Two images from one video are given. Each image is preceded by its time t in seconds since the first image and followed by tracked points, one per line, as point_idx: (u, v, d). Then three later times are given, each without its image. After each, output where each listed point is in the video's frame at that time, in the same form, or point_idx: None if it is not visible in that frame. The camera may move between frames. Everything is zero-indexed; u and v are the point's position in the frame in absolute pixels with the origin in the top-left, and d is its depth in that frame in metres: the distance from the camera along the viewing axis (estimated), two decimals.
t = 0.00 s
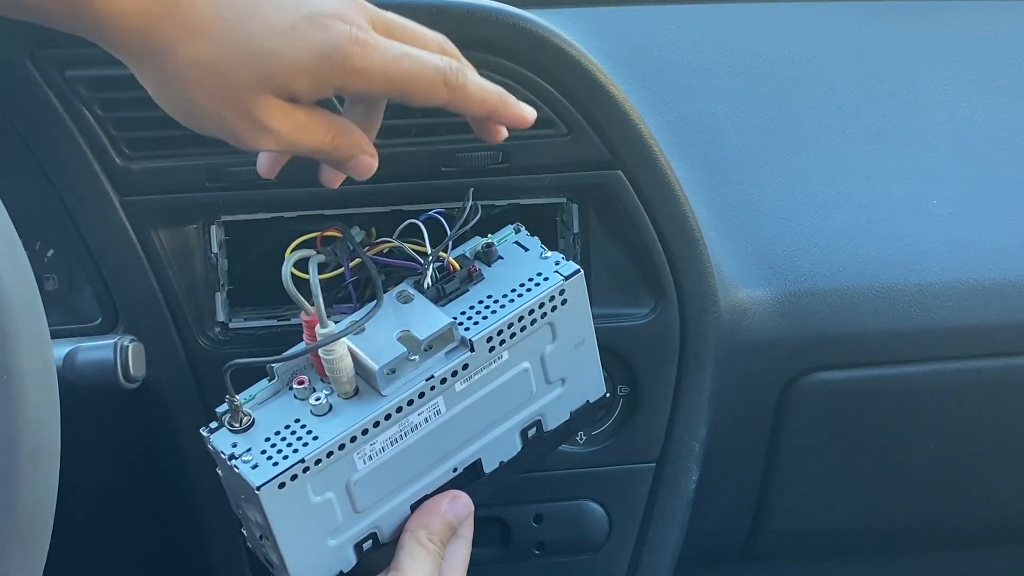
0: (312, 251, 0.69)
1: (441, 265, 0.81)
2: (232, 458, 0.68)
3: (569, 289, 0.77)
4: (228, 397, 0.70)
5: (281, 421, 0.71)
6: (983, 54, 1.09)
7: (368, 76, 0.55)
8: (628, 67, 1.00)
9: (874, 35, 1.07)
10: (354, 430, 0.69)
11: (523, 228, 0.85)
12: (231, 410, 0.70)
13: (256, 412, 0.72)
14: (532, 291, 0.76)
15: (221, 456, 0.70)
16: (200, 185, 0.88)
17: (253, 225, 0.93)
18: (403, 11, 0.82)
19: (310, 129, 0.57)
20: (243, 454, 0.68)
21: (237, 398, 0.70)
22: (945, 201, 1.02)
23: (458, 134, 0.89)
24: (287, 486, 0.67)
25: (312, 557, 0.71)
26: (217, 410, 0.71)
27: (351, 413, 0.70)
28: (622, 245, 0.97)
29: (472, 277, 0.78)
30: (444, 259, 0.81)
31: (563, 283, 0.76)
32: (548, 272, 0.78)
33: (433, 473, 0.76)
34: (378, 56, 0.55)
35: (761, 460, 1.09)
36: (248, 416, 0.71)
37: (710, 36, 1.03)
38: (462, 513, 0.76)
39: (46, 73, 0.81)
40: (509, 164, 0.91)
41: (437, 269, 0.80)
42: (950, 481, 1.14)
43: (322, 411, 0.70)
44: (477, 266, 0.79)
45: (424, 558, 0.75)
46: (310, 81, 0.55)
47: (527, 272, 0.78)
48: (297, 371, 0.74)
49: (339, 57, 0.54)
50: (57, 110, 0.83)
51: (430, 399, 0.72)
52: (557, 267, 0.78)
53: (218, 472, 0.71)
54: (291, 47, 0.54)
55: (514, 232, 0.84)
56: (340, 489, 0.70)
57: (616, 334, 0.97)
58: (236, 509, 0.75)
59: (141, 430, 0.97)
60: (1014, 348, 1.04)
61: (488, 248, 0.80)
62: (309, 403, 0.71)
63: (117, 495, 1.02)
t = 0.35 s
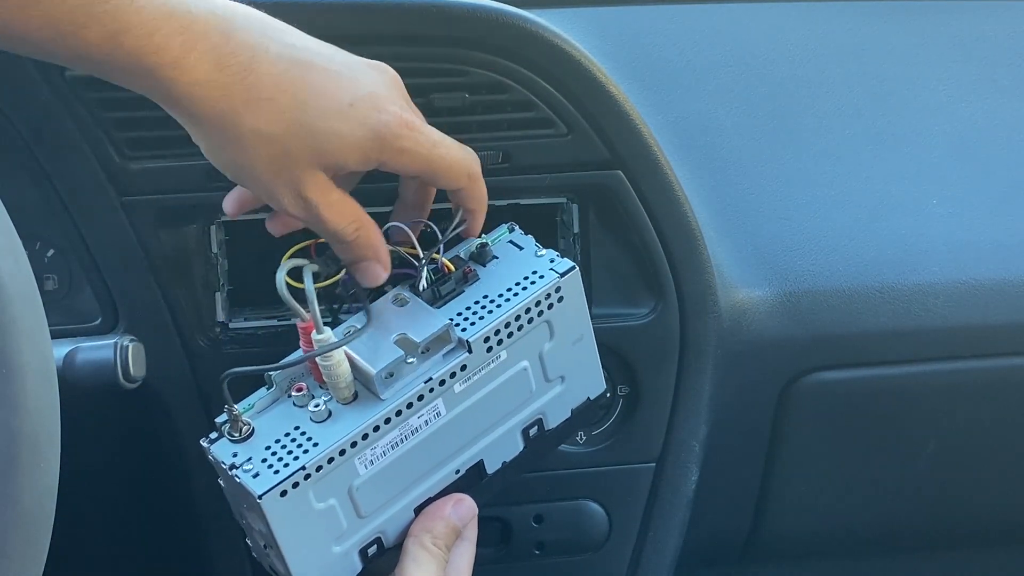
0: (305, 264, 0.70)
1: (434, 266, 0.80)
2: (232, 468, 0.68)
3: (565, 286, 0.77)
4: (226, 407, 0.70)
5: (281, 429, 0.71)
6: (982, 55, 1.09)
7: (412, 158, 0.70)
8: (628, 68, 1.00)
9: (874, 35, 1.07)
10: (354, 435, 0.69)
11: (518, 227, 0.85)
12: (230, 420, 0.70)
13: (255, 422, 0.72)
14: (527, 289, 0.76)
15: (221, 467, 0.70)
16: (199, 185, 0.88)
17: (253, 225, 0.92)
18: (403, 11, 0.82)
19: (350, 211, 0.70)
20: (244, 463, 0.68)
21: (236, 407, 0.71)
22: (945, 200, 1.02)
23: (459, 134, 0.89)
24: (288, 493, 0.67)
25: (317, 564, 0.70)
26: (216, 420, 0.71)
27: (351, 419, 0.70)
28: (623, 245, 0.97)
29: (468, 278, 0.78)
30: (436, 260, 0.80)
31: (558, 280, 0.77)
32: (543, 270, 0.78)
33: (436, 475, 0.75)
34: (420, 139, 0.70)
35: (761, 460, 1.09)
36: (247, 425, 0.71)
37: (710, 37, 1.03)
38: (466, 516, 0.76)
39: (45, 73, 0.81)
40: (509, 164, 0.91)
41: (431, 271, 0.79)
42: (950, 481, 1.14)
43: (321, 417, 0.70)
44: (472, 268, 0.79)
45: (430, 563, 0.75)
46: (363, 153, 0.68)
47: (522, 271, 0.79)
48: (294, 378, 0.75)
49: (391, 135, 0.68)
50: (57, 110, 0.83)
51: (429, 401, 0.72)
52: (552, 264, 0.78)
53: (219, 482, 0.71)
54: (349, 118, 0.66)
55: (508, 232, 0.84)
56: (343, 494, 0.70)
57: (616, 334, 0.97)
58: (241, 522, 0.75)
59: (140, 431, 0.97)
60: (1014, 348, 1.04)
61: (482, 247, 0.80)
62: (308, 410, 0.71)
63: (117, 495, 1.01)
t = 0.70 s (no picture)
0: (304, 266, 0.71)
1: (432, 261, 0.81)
2: (232, 463, 0.67)
3: (560, 279, 0.78)
4: (224, 402, 0.70)
5: (279, 423, 0.70)
6: (983, 55, 1.10)
7: (409, 168, 0.73)
8: (628, 67, 1.00)
9: (874, 35, 1.08)
10: (353, 428, 0.69)
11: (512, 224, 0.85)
12: (229, 415, 0.70)
13: (253, 416, 0.72)
14: (523, 283, 0.76)
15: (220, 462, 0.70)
16: (200, 185, 0.88)
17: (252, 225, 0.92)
18: (403, 11, 0.82)
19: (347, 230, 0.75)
20: (243, 458, 0.68)
21: (233, 403, 0.70)
22: (944, 200, 1.02)
23: (458, 134, 0.89)
24: (288, 487, 0.67)
25: (316, 560, 0.70)
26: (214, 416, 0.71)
27: (349, 413, 0.70)
28: (624, 246, 0.97)
29: (464, 272, 0.78)
30: (434, 255, 0.81)
31: (553, 274, 0.77)
32: (538, 263, 0.78)
33: (434, 471, 0.75)
34: (413, 150, 0.73)
35: (761, 460, 1.09)
36: (245, 420, 0.70)
37: (711, 36, 1.03)
38: (463, 514, 0.75)
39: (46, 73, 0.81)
40: (510, 164, 0.91)
41: (428, 266, 0.80)
42: (950, 481, 1.14)
43: (319, 411, 0.70)
44: (466, 262, 0.79)
45: (428, 562, 0.74)
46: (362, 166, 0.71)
47: (517, 265, 0.79)
48: (292, 373, 0.74)
49: (388, 147, 0.71)
50: (57, 110, 0.83)
51: (427, 395, 0.72)
52: (546, 258, 0.79)
53: (217, 478, 0.71)
54: (346, 138, 0.70)
55: (501, 227, 0.84)
56: (342, 489, 0.70)
57: (616, 334, 0.97)
58: (237, 519, 0.75)
59: (140, 430, 0.97)
60: (1015, 348, 1.04)
61: (477, 242, 0.81)
62: (306, 404, 0.71)
63: (117, 494, 1.01)
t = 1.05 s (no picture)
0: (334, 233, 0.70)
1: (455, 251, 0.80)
2: (249, 427, 0.66)
3: (580, 279, 0.78)
4: (243, 368, 0.69)
5: (297, 393, 0.70)
6: (983, 55, 1.10)
7: (414, 141, 0.71)
8: (629, 68, 1.01)
9: (873, 35, 1.09)
10: (372, 404, 0.69)
11: (532, 226, 0.86)
12: (247, 380, 0.69)
13: (270, 385, 0.71)
14: (545, 279, 0.77)
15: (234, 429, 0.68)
16: (200, 185, 0.88)
17: (253, 224, 0.92)
18: (403, 11, 0.82)
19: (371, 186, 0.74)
20: (261, 423, 0.67)
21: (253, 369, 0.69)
22: (946, 201, 1.02)
23: (459, 135, 0.89)
24: (305, 454, 0.66)
25: (321, 539, 0.70)
26: (231, 383, 0.70)
27: (367, 387, 0.69)
28: (624, 246, 0.96)
29: (486, 265, 0.79)
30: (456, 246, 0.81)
31: (575, 273, 0.78)
32: (560, 262, 0.79)
33: (443, 458, 0.75)
34: (416, 121, 0.70)
35: (762, 460, 1.09)
36: (263, 388, 0.69)
37: (710, 38, 1.04)
38: (460, 512, 0.74)
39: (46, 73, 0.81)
40: (510, 164, 0.91)
41: (451, 255, 0.80)
42: (951, 481, 1.14)
43: (339, 383, 0.70)
44: (489, 255, 0.80)
45: (419, 559, 0.74)
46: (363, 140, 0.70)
47: (538, 261, 0.79)
48: (310, 348, 0.73)
49: (387, 120, 0.69)
50: (57, 110, 0.83)
51: (445, 378, 0.72)
52: (568, 257, 0.79)
53: (230, 446, 0.69)
54: (342, 115, 0.69)
55: (522, 229, 0.85)
56: (354, 465, 0.69)
57: (616, 334, 0.97)
58: (239, 494, 0.74)
59: (140, 430, 0.97)
60: (1015, 347, 1.04)
61: (499, 238, 0.81)
62: (326, 376, 0.70)
63: (117, 494, 1.01)
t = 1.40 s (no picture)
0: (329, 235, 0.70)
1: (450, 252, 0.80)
2: (241, 431, 0.66)
3: (576, 283, 0.78)
4: (237, 371, 0.69)
5: (291, 397, 0.70)
6: (982, 54, 1.11)
7: (406, 138, 0.72)
8: (629, 67, 1.02)
9: (873, 35, 1.10)
10: (365, 409, 0.68)
11: (527, 227, 0.86)
12: (240, 384, 0.69)
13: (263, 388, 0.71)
14: (540, 283, 0.77)
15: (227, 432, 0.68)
16: (199, 185, 0.88)
17: (252, 225, 0.92)
18: (403, 11, 0.82)
19: (359, 181, 0.73)
20: (254, 427, 0.67)
21: (247, 372, 0.69)
22: (944, 201, 1.02)
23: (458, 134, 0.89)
24: (297, 460, 0.66)
25: (312, 541, 0.70)
26: (224, 385, 0.70)
27: (360, 393, 0.69)
28: (624, 247, 0.96)
29: (482, 268, 0.79)
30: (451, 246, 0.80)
31: (570, 277, 0.78)
32: (556, 266, 0.79)
33: (434, 461, 0.75)
34: (409, 119, 0.72)
35: (762, 460, 1.09)
36: (256, 391, 0.69)
37: (710, 38, 1.05)
38: (451, 516, 0.75)
39: (46, 73, 0.82)
40: (509, 164, 0.91)
41: (447, 256, 0.79)
42: (951, 481, 1.14)
43: (332, 388, 0.70)
44: (485, 258, 0.80)
45: (408, 560, 0.74)
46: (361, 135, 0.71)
47: (533, 265, 0.79)
48: (304, 350, 0.73)
49: (384, 116, 0.70)
50: (57, 110, 0.83)
51: (438, 383, 0.72)
52: (564, 261, 0.79)
53: (221, 448, 0.69)
54: (342, 109, 0.69)
55: (518, 229, 0.84)
56: (345, 469, 0.69)
57: (616, 335, 0.97)
58: (231, 494, 0.74)
59: (140, 430, 0.97)
60: (1016, 347, 1.04)
61: (494, 240, 0.81)
62: (319, 380, 0.70)
63: (117, 493, 1.01)
